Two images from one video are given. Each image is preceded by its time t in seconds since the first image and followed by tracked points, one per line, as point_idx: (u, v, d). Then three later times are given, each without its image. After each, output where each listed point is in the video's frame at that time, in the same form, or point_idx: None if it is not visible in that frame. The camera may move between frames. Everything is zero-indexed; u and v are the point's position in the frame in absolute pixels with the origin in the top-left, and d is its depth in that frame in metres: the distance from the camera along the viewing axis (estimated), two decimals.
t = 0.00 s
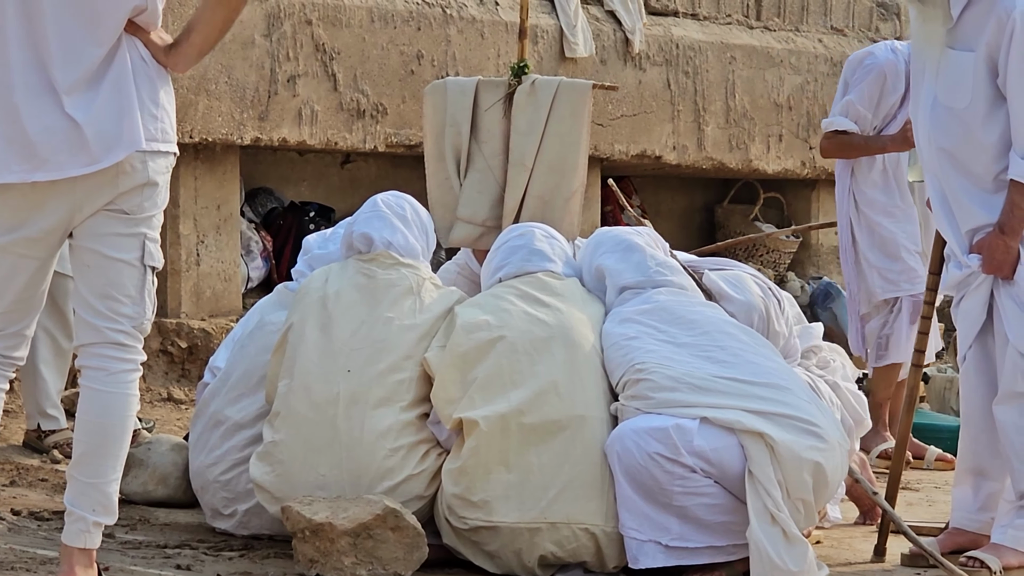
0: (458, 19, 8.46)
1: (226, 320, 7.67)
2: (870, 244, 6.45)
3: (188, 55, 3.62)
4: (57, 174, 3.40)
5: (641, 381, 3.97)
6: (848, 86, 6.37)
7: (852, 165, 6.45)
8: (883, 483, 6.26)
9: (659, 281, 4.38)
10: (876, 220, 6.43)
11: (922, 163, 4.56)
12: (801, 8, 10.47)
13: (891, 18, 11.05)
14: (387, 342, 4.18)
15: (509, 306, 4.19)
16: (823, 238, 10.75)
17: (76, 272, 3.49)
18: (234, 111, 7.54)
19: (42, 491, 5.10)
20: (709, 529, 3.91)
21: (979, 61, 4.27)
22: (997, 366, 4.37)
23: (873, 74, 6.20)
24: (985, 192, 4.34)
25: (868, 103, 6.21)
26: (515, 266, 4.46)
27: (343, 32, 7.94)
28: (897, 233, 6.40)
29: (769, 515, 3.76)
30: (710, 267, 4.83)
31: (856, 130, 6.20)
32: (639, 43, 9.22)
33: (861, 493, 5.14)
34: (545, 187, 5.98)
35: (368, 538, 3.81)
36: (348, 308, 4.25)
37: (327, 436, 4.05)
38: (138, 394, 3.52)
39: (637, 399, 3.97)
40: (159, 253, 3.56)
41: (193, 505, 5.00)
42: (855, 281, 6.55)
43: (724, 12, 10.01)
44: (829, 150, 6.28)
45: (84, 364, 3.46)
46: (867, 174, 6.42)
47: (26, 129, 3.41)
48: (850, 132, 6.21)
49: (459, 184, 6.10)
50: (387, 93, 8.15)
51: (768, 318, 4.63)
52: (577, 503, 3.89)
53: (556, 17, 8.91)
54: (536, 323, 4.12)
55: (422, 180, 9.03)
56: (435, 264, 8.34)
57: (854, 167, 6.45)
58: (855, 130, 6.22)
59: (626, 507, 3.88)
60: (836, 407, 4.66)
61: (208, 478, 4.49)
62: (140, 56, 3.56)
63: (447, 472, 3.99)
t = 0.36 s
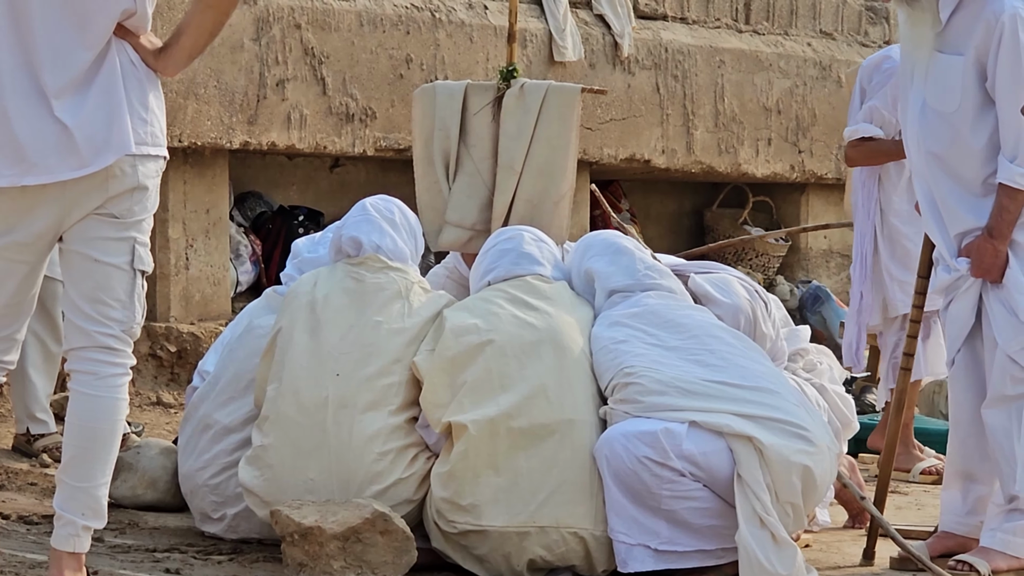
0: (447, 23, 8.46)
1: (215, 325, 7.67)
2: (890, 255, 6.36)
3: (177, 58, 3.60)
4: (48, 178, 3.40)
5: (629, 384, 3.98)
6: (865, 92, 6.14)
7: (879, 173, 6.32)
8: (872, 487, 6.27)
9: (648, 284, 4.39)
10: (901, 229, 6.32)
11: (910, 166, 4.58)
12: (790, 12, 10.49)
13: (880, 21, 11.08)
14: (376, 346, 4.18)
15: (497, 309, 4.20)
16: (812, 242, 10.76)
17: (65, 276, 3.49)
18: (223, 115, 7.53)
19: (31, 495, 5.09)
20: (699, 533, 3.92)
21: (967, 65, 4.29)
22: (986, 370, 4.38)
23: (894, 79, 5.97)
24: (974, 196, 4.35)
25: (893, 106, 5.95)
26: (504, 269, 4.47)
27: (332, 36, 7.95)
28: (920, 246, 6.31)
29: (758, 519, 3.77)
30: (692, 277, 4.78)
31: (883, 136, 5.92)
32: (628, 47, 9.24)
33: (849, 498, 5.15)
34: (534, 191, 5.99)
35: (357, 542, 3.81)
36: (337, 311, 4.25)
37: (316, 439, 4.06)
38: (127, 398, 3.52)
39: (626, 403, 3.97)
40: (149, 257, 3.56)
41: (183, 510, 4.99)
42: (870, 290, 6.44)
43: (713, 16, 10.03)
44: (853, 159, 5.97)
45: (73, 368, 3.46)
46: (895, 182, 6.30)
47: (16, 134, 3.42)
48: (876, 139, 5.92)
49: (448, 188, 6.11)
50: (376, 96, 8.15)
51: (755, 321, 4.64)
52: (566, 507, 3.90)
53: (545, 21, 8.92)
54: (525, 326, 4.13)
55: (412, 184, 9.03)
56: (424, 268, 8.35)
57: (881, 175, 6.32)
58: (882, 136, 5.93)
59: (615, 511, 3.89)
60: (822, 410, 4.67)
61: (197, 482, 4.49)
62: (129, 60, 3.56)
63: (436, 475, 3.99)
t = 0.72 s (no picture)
0: (436, 25, 8.47)
1: (204, 327, 7.66)
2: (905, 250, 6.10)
3: (166, 61, 3.60)
4: (37, 180, 3.41)
5: (618, 387, 3.99)
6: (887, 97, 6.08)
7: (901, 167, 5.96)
8: (860, 489, 6.29)
9: (636, 287, 4.39)
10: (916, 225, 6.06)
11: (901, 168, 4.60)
12: (779, 14, 10.51)
13: (868, 23, 11.12)
14: (365, 348, 4.18)
15: (486, 312, 4.20)
16: (801, 244, 10.77)
17: (55, 278, 3.49)
18: (212, 117, 7.53)
19: (20, 497, 5.09)
20: (687, 535, 3.93)
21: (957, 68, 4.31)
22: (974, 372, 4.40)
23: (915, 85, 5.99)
24: (963, 199, 4.37)
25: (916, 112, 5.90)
26: (492, 272, 4.48)
27: (321, 38, 7.95)
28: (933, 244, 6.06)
29: (746, 521, 3.78)
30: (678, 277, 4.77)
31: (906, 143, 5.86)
32: (617, 49, 9.25)
33: (837, 500, 5.16)
34: (523, 194, 6.00)
35: (345, 544, 3.82)
36: (325, 314, 4.25)
37: (305, 442, 4.06)
38: (116, 401, 3.52)
39: (614, 405, 3.98)
40: (138, 260, 3.56)
41: (171, 512, 4.99)
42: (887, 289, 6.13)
43: (702, 18, 10.05)
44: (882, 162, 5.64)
45: (62, 370, 3.46)
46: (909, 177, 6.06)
47: (5, 137, 3.42)
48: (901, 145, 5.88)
49: (437, 190, 6.12)
50: (365, 98, 8.15)
51: (741, 321, 4.67)
52: (554, 509, 3.91)
53: (534, 23, 8.94)
54: (513, 329, 4.14)
55: (401, 186, 9.03)
56: (413, 270, 8.35)
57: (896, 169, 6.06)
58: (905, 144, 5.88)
59: (604, 513, 3.90)
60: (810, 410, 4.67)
61: (185, 484, 4.49)
62: (118, 62, 3.55)
63: (424, 478, 4.00)
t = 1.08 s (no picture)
0: (428, 22, 8.46)
1: (196, 324, 7.66)
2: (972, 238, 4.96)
3: (158, 58, 3.58)
4: (28, 177, 3.40)
5: (610, 383, 4.00)
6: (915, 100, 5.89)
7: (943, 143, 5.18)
8: (853, 486, 6.30)
9: (628, 283, 4.40)
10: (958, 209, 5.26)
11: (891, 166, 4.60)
12: (771, 11, 10.52)
13: (860, 20, 11.13)
14: (357, 345, 4.18)
15: (478, 309, 4.21)
16: (793, 241, 10.78)
17: (46, 276, 3.49)
18: (204, 114, 7.53)
19: (12, 494, 5.08)
20: (680, 531, 3.94)
21: (950, 64, 4.32)
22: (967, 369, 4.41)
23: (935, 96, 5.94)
24: (956, 195, 4.38)
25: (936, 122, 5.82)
26: (484, 269, 4.48)
27: (313, 35, 7.94)
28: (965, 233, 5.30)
29: (739, 518, 3.79)
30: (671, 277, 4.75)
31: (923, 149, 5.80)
32: (609, 46, 9.25)
33: (830, 496, 5.17)
34: (515, 190, 6.00)
35: (338, 541, 3.81)
36: (318, 311, 4.25)
37: (297, 439, 4.06)
38: (108, 398, 3.52)
39: (606, 402, 3.99)
40: (130, 257, 3.55)
41: (164, 509, 4.99)
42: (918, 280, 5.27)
43: (694, 15, 10.05)
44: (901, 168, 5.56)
45: (54, 368, 3.45)
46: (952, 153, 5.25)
47: None
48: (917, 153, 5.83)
49: (429, 187, 6.11)
50: (357, 95, 8.14)
51: (736, 320, 4.67)
52: (547, 505, 3.91)
53: (526, 20, 8.93)
54: (506, 326, 4.14)
55: (393, 183, 9.02)
56: (406, 267, 8.34)
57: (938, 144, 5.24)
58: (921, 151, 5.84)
59: (596, 510, 3.90)
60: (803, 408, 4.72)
61: (178, 481, 4.49)
62: (109, 60, 3.55)
63: (417, 475, 4.00)
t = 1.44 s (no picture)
0: (424, 14, 8.45)
1: (191, 316, 7.64)
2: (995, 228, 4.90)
3: (152, 50, 3.58)
4: (21, 170, 3.39)
5: (605, 374, 4.00)
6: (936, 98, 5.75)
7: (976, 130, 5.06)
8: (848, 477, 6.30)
9: (624, 275, 4.40)
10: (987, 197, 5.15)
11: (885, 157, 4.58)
12: (766, 3, 10.51)
13: (856, 12, 11.13)
14: (353, 337, 4.18)
15: (473, 300, 4.20)
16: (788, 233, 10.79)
17: (39, 267, 3.48)
18: (199, 106, 7.51)
19: (7, 487, 5.08)
20: (676, 523, 3.94)
21: (946, 55, 4.33)
22: (962, 360, 4.41)
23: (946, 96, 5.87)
24: (952, 186, 4.38)
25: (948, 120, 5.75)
26: (481, 260, 4.47)
27: (308, 27, 7.93)
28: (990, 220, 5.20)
29: (734, 509, 3.79)
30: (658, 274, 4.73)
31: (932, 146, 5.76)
32: (604, 38, 9.25)
33: (826, 488, 5.17)
34: (511, 182, 5.99)
35: (333, 532, 3.81)
36: (314, 303, 4.25)
37: (293, 430, 4.06)
38: (103, 390, 3.51)
39: (602, 393, 3.99)
40: (123, 248, 3.55)
41: (159, 501, 4.99)
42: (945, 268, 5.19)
43: (689, 7, 10.05)
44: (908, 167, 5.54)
45: (48, 359, 3.45)
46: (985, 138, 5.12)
47: None
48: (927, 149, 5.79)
49: (425, 179, 6.10)
50: (352, 87, 8.13)
51: (733, 307, 4.65)
52: (543, 497, 3.91)
53: (521, 12, 8.93)
54: (501, 318, 4.14)
55: (388, 175, 9.00)
56: (401, 259, 8.33)
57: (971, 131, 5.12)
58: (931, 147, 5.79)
59: (592, 501, 3.90)
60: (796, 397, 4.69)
61: (174, 473, 4.48)
62: (102, 51, 3.54)
63: (413, 466, 3.99)
